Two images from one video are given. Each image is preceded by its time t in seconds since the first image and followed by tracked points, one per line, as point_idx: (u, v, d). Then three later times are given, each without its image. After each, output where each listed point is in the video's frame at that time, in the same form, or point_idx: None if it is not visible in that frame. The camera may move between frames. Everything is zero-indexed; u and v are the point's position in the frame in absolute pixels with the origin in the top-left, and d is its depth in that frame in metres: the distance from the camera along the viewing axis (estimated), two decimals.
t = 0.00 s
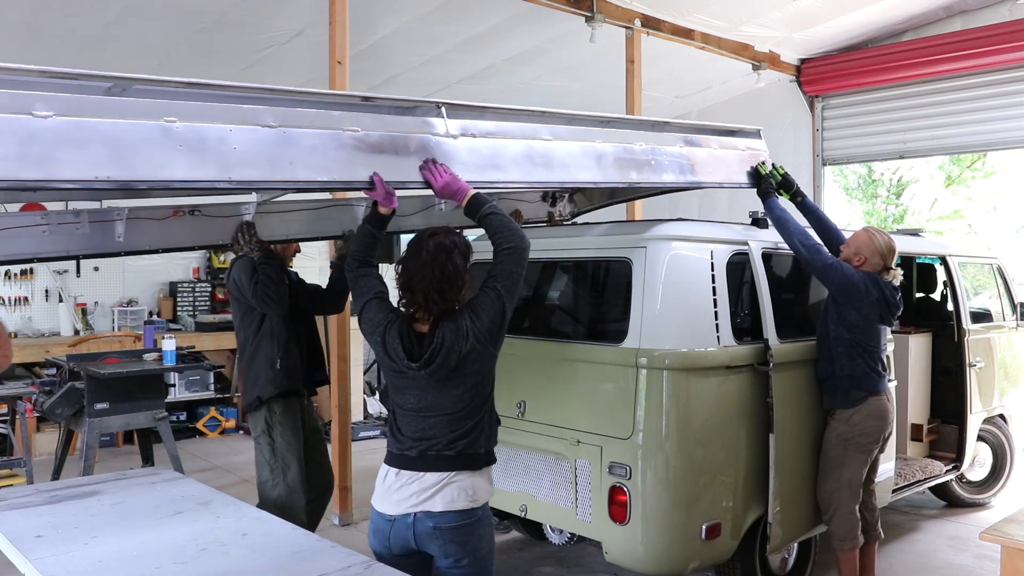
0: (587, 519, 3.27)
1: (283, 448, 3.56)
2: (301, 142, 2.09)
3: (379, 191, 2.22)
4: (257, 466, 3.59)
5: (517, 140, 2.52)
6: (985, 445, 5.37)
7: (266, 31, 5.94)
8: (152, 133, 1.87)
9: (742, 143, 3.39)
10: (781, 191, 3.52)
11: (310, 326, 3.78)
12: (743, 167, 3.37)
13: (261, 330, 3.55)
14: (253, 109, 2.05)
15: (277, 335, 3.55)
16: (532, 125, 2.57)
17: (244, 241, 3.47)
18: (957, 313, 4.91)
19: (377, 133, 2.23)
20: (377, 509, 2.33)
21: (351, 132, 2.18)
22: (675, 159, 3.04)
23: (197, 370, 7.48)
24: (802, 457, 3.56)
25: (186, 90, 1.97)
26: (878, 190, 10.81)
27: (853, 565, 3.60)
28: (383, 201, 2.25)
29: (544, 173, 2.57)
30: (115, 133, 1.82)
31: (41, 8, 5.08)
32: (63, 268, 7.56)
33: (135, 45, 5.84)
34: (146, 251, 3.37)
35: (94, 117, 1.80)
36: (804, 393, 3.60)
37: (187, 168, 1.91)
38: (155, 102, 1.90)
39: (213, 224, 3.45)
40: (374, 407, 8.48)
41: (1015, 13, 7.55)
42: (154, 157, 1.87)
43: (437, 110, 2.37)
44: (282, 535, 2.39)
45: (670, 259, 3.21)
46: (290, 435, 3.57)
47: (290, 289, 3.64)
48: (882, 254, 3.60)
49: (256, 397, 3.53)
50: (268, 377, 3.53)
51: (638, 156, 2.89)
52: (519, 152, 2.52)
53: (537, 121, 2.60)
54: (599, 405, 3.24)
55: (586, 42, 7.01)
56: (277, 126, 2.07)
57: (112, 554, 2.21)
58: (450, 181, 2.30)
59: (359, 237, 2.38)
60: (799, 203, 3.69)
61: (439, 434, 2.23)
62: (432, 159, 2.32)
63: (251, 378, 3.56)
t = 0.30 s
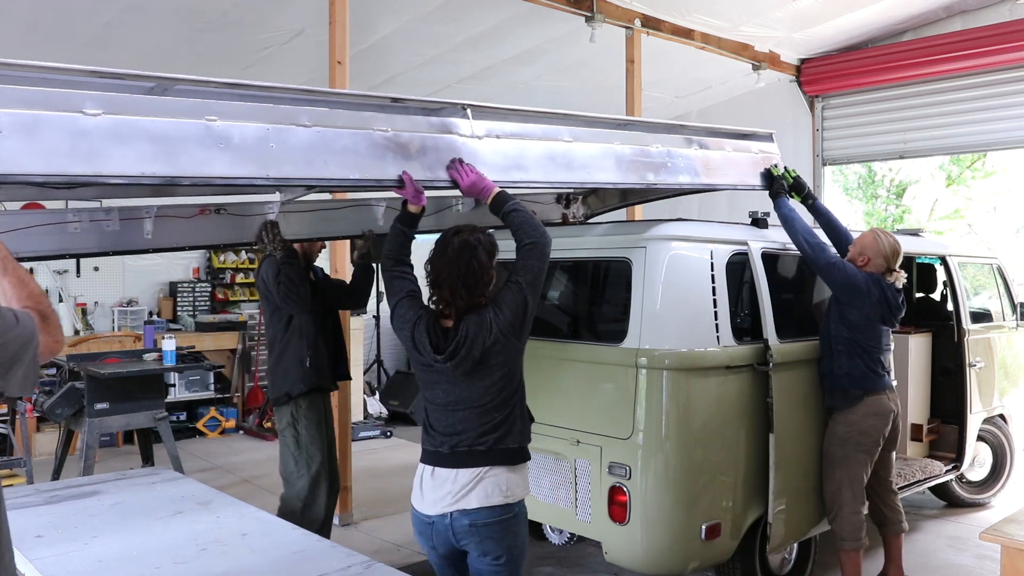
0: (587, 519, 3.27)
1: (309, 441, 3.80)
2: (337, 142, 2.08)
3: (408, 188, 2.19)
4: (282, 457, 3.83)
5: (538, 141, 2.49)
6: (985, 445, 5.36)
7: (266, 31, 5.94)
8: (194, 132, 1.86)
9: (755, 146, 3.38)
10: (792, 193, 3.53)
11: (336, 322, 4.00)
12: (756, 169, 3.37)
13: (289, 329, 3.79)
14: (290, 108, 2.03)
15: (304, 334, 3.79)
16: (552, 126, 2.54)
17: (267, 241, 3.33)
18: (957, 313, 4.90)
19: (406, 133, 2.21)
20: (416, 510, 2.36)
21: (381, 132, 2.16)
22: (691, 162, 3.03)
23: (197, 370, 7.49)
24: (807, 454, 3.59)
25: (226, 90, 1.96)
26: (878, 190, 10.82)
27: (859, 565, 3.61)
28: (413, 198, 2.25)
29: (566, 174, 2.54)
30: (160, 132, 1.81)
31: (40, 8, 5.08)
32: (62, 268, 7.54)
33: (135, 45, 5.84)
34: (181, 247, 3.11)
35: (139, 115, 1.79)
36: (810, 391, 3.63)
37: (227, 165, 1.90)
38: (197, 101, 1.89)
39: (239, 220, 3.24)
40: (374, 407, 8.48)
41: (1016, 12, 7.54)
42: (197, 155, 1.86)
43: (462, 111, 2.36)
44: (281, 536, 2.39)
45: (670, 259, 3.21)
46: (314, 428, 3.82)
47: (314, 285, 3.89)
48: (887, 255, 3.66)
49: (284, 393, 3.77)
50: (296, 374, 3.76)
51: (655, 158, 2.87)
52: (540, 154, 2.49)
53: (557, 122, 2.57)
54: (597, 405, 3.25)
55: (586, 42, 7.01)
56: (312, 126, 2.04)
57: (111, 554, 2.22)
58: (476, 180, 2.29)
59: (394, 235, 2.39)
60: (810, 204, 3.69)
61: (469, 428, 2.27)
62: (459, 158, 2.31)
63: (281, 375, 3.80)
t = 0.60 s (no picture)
0: (587, 519, 3.27)
1: (336, 437, 3.79)
2: (378, 142, 2.14)
3: (444, 188, 2.26)
4: (310, 454, 3.84)
5: (566, 144, 2.53)
6: (985, 445, 5.36)
7: (267, 31, 5.95)
8: (246, 128, 1.92)
9: (768, 152, 3.39)
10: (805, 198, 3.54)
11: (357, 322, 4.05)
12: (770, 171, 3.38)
13: (308, 328, 3.84)
14: (332, 108, 2.08)
15: (324, 332, 3.83)
16: (580, 129, 2.58)
17: (292, 238, 3.51)
18: (957, 313, 4.90)
19: (441, 133, 2.27)
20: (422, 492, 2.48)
21: (417, 132, 2.22)
22: (710, 166, 3.04)
23: (196, 369, 7.49)
24: (818, 452, 3.62)
25: (277, 89, 2.02)
26: (878, 190, 10.82)
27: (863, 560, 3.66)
28: (448, 197, 2.30)
29: (592, 176, 2.58)
30: (215, 128, 1.87)
31: (40, 9, 5.09)
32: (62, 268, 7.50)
33: (135, 45, 5.84)
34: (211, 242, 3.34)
35: (194, 112, 1.85)
36: (823, 387, 3.69)
37: (276, 161, 1.96)
38: (245, 100, 1.95)
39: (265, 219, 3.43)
40: (374, 407, 8.49)
41: (1015, 12, 7.54)
42: (248, 150, 1.92)
43: (494, 112, 2.41)
44: (282, 535, 2.39)
45: (670, 259, 3.21)
46: (341, 424, 3.80)
47: (334, 285, 3.98)
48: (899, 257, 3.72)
49: (305, 390, 3.78)
50: (316, 372, 3.78)
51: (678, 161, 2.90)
52: (567, 156, 2.53)
53: (585, 124, 2.61)
54: (595, 405, 3.25)
55: (586, 42, 7.01)
56: (353, 125, 2.10)
57: (111, 554, 2.21)
58: (507, 180, 2.34)
59: (426, 232, 2.54)
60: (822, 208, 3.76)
61: (473, 420, 2.35)
62: (492, 158, 2.37)
63: (300, 373, 3.81)
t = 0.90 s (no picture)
0: (587, 519, 3.26)
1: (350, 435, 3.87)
2: (417, 141, 2.29)
3: (481, 185, 2.41)
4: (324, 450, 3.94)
5: (596, 145, 2.69)
6: (985, 445, 5.36)
7: (267, 31, 5.95)
8: (295, 125, 2.06)
9: (784, 156, 3.52)
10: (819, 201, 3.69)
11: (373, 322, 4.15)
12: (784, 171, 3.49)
13: (330, 323, 3.90)
14: (378, 108, 2.24)
15: (345, 328, 3.89)
16: (608, 132, 2.75)
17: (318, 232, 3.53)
18: (957, 313, 4.88)
19: (478, 134, 2.43)
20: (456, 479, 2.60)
21: (457, 132, 2.37)
22: (729, 168, 3.16)
23: (196, 369, 7.48)
24: (844, 442, 3.80)
25: (322, 90, 2.17)
26: (878, 190, 10.82)
27: (890, 550, 3.83)
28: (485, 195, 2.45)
29: (620, 176, 2.72)
30: (266, 125, 2.02)
31: (40, 9, 5.08)
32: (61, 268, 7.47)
33: (135, 44, 5.84)
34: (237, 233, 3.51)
35: (251, 110, 2.01)
36: (832, 385, 3.73)
37: (326, 157, 2.10)
38: (296, 100, 2.10)
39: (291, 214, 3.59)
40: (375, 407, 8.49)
41: (1015, 12, 7.53)
42: (297, 146, 2.06)
43: (527, 115, 2.58)
44: (282, 536, 2.40)
45: (670, 259, 3.21)
46: (356, 422, 3.87)
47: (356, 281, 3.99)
48: (920, 256, 3.88)
49: (325, 386, 3.87)
50: (337, 367, 3.85)
51: (698, 163, 3.03)
52: (596, 157, 2.68)
53: (613, 128, 2.78)
54: (596, 406, 3.24)
55: (586, 42, 7.01)
56: (397, 124, 2.26)
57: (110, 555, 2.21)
58: (541, 179, 2.48)
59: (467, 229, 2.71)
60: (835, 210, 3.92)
61: (508, 412, 2.46)
62: (526, 158, 2.51)
63: (321, 368, 3.88)
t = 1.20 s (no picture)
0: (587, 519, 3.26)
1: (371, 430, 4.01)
2: (458, 141, 2.27)
3: (511, 185, 2.41)
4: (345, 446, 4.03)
5: (616, 145, 2.68)
6: (985, 445, 5.36)
7: (267, 31, 5.94)
8: (339, 125, 2.05)
9: (800, 158, 3.53)
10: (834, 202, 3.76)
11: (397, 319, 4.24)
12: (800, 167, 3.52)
13: (356, 321, 4.07)
14: (415, 109, 2.22)
15: (368, 326, 4.06)
16: (632, 132, 2.74)
17: (342, 228, 3.49)
18: (957, 313, 4.86)
19: (509, 134, 2.40)
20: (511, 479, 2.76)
21: (492, 133, 2.36)
22: (746, 172, 3.15)
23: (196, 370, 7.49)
24: (853, 446, 3.89)
25: (364, 89, 2.15)
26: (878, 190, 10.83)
27: (904, 545, 3.93)
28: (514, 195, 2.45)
29: (643, 177, 2.72)
30: (313, 125, 2.00)
31: (41, 9, 5.09)
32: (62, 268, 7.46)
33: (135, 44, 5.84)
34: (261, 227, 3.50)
35: (294, 111, 1.98)
36: (836, 383, 3.77)
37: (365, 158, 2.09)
38: (335, 100, 2.07)
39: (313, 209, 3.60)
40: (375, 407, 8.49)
41: (1015, 12, 7.53)
42: (342, 146, 2.04)
43: (555, 116, 2.57)
44: (281, 535, 2.40)
45: (670, 259, 3.21)
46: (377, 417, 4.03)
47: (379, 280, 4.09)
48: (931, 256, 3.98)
49: (350, 382, 4.02)
50: (362, 365, 4.01)
51: (716, 165, 3.02)
52: (619, 157, 2.68)
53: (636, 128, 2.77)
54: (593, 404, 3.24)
55: (586, 42, 7.01)
56: (434, 125, 2.24)
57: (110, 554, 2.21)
58: (570, 179, 2.49)
59: (501, 229, 2.70)
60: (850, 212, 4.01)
61: (559, 406, 2.60)
62: (555, 158, 2.51)
63: (347, 365, 4.04)
